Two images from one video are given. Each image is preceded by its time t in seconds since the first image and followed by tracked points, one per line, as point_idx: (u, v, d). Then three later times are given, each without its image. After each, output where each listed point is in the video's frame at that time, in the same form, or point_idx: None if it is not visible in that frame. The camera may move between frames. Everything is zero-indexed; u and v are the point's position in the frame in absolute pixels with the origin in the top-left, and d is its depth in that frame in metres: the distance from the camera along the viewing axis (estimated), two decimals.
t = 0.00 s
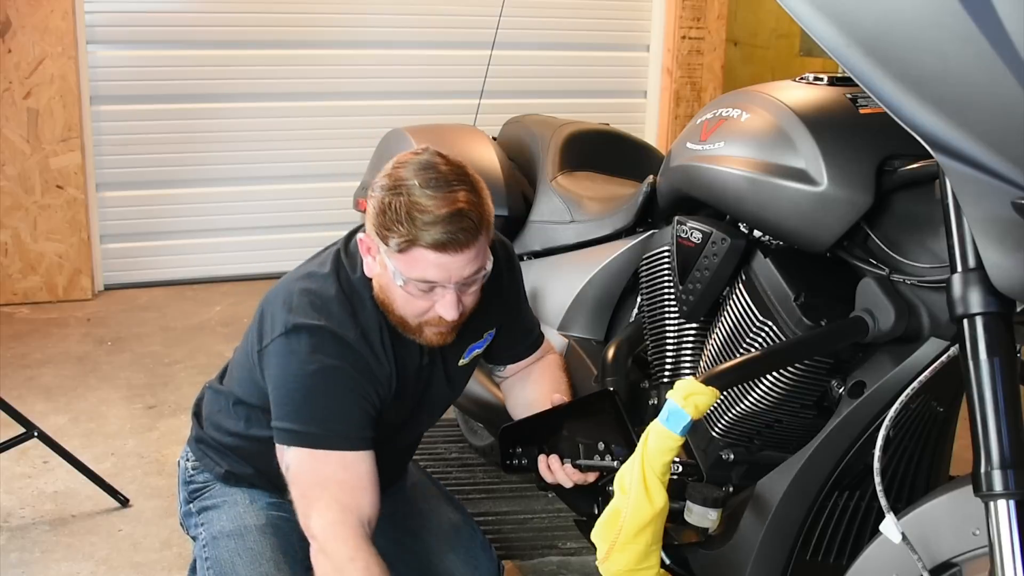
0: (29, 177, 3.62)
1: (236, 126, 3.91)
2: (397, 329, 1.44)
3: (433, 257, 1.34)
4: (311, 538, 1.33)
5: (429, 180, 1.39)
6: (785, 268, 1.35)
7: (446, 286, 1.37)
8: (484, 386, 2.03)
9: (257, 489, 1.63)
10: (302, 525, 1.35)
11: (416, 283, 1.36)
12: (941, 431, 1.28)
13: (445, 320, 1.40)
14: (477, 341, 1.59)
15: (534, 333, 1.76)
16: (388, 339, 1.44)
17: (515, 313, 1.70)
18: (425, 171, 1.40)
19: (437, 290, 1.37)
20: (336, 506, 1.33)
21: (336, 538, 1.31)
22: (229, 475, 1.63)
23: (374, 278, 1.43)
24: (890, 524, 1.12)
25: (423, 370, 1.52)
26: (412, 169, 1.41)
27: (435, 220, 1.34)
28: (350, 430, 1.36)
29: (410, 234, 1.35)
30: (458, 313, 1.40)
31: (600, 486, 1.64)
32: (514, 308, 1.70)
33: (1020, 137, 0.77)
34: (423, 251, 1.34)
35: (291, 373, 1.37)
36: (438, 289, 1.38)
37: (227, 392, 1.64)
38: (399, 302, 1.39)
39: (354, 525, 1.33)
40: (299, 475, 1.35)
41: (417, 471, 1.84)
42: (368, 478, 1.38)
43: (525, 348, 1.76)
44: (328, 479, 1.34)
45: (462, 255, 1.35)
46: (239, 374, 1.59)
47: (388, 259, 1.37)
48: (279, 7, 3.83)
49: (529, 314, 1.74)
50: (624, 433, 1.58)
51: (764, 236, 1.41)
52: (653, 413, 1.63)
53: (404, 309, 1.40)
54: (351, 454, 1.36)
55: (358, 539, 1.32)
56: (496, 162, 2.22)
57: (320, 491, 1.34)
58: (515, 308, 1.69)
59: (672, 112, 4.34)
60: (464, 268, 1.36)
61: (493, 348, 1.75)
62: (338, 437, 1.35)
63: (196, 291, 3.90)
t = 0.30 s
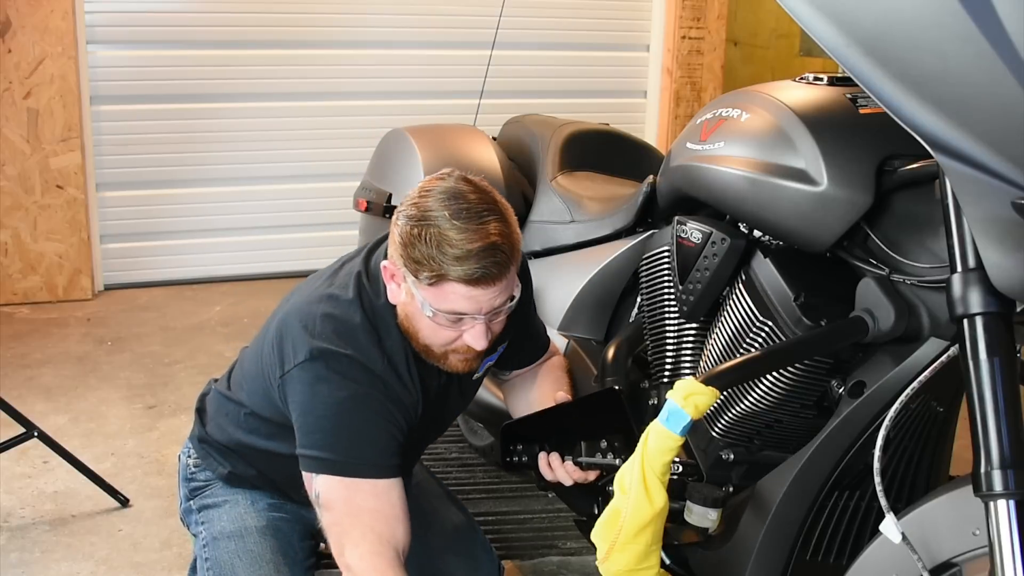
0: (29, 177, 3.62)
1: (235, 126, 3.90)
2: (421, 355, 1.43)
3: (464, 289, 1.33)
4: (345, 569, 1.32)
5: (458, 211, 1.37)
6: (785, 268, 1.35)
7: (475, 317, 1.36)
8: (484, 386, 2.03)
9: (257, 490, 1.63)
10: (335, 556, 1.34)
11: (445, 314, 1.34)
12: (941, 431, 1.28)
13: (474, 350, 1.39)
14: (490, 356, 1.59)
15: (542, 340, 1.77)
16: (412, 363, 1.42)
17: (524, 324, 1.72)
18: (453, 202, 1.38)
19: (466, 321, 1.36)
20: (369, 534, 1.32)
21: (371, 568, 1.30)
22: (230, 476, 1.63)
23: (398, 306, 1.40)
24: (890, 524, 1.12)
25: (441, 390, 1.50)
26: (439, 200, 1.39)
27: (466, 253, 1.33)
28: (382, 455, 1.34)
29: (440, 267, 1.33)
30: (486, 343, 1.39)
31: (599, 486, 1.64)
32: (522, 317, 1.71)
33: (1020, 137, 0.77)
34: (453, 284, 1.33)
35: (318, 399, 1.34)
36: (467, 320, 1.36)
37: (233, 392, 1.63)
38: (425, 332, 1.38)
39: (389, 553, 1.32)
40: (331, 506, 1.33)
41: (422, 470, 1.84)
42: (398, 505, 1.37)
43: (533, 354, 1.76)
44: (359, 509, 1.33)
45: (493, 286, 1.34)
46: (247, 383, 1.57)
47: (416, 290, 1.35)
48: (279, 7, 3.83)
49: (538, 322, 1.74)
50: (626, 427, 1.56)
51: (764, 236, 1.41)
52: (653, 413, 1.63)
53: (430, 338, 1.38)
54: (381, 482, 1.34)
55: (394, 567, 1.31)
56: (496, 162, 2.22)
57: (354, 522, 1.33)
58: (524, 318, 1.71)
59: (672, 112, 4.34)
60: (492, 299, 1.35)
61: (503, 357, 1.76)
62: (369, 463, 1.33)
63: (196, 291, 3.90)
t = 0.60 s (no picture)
0: (29, 177, 3.62)
1: (235, 126, 3.90)
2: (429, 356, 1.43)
3: (473, 293, 1.33)
4: None
5: (460, 214, 1.36)
6: (785, 268, 1.35)
7: (486, 317, 1.36)
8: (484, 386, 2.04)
9: (257, 491, 1.63)
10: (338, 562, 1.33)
11: (455, 319, 1.34)
12: (941, 431, 1.28)
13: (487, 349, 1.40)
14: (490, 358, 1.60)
15: (541, 341, 1.76)
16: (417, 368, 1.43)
17: (524, 323, 1.72)
18: (453, 206, 1.37)
19: (476, 322, 1.36)
20: (374, 540, 1.32)
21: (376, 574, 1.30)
22: (230, 477, 1.63)
23: (405, 311, 1.40)
24: (890, 524, 1.12)
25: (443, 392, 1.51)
26: (438, 204, 1.38)
27: (471, 256, 1.32)
28: (389, 466, 1.35)
29: (448, 273, 1.32)
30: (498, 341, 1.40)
31: (600, 486, 1.63)
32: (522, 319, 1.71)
33: (1020, 137, 0.77)
34: (463, 288, 1.33)
35: (323, 406, 1.34)
36: (477, 321, 1.36)
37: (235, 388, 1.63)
38: (436, 336, 1.38)
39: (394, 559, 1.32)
40: (337, 511, 1.33)
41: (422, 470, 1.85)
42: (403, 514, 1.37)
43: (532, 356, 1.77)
44: (364, 515, 1.33)
45: (501, 287, 1.34)
46: (248, 385, 1.57)
47: (425, 297, 1.34)
48: (279, 7, 3.83)
49: (537, 325, 1.76)
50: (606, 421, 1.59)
51: (764, 236, 1.41)
52: (653, 413, 1.62)
53: (442, 341, 1.39)
54: (385, 488, 1.35)
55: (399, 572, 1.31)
56: (496, 163, 2.22)
57: (359, 528, 1.32)
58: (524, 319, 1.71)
59: (672, 112, 4.34)
60: (501, 298, 1.35)
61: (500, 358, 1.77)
62: (373, 472, 1.33)
63: (196, 291, 3.90)
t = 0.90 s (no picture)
0: (29, 177, 3.62)
1: (235, 126, 3.90)
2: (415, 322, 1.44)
3: (459, 247, 1.33)
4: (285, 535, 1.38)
5: (444, 171, 1.37)
6: (785, 268, 1.35)
7: (473, 274, 1.36)
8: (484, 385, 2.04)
9: (256, 489, 1.63)
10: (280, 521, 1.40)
11: (442, 275, 1.34)
12: (941, 430, 1.28)
13: (475, 309, 1.39)
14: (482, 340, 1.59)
15: (538, 336, 1.76)
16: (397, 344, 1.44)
17: (519, 316, 1.71)
18: (438, 164, 1.38)
19: (464, 279, 1.36)
20: (308, 509, 1.36)
21: (305, 540, 1.36)
22: (230, 475, 1.63)
23: (395, 275, 1.41)
24: (890, 524, 1.12)
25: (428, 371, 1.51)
26: (423, 163, 1.39)
27: (454, 210, 1.33)
28: (348, 440, 1.37)
29: (433, 227, 1.33)
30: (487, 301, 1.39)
31: (600, 486, 1.63)
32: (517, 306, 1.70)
33: (1020, 137, 0.77)
34: (447, 242, 1.33)
35: (292, 375, 1.37)
36: (465, 279, 1.36)
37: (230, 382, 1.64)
38: (425, 298, 1.38)
39: (328, 526, 1.37)
40: (280, 477, 1.38)
41: (421, 470, 1.85)
42: (348, 485, 1.40)
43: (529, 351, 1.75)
44: (304, 484, 1.37)
45: (486, 243, 1.34)
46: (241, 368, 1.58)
47: (411, 255, 1.35)
48: (279, 7, 3.83)
49: (534, 320, 1.75)
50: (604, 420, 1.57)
51: (764, 236, 1.41)
52: (653, 414, 1.63)
53: (431, 303, 1.39)
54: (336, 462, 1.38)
55: (328, 538, 1.36)
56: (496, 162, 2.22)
57: (296, 496, 1.37)
58: (519, 312, 1.70)
59: (672, 112, 4.34)
60: (487, 253, 1.35)
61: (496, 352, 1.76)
62: (328, 445, 1.36)
63: (196, 291, 3.90)
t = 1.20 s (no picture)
0: (29, 177, 3.62)
1: (236, 126, 3.90)
2: (381, 278, 1.49)
3: (412, 183, 1.41)
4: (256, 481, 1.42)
5: (402, 121, 1.47)
6: (785, 267, 1.35)
7: (428, 215, 1.42)
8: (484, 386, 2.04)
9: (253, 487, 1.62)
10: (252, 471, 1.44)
11: (398, 214, 1.41)
12: (941, 431, 1.28)
13: (432, 254, 1.44)
14: (458, 317, 1.61)
15: (526, 325, 1.77)
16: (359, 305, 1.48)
17: (502, 298, 1.72)
18: (397, 114, 1.49)
19: (419, 220, 1.42)
20: (272, 453, 1.41)
21: (273, 479, 1.40)
22: (224, 475, 1.63)
23: (359, 227, 1.48)
24: (890, 524, 1.13)
25: (397, 338, 1.53)
26: (384, 114, 1.49)
27: (407, 148, 1.42)
28: (304, 390, 1.42)
29: (388, 164, 1.41)
30: (443, 246, 1.44)
31: (600, 486, 1.64)
32: (499, 291, 1.71)
33: (1020, 137, 0.77)
34: (401, 178, 1.41)
35: (252, 324, 1.43)
36: (421, 220, 1.43)
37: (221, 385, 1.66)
38: (384, 243, 1.44)
39: (295, 466, 1.40)
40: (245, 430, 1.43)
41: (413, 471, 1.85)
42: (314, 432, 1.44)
43: (516, 337, 1.76)
44: (268, 433, 1.42)
45: (438, 181, 1.42)
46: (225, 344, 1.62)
47: (369, 197, 1.43)
48: (279, 7, 3.83)
49: (517, 293, 1.74)
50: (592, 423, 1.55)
51: (764, 236, 1.42)
52: (653, 414, 1.64)
53: (390, 249, 1.44)
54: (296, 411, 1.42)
55: (292, 476, 1.40)
56: (496, 162, 2.22)
57: (261, 444, 1.41)
58: (501, 296, 1.72)
59: (672, 112, 4.34)
60: (441, 194, 1.42)
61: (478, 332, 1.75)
62: (287, 394, 1.41)
63: (196, 291, 3.90)
